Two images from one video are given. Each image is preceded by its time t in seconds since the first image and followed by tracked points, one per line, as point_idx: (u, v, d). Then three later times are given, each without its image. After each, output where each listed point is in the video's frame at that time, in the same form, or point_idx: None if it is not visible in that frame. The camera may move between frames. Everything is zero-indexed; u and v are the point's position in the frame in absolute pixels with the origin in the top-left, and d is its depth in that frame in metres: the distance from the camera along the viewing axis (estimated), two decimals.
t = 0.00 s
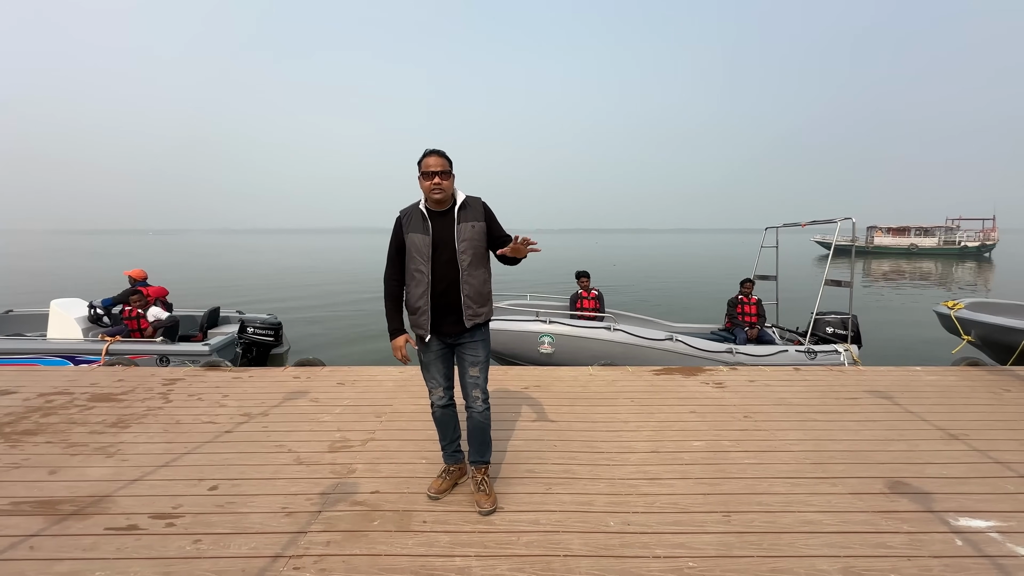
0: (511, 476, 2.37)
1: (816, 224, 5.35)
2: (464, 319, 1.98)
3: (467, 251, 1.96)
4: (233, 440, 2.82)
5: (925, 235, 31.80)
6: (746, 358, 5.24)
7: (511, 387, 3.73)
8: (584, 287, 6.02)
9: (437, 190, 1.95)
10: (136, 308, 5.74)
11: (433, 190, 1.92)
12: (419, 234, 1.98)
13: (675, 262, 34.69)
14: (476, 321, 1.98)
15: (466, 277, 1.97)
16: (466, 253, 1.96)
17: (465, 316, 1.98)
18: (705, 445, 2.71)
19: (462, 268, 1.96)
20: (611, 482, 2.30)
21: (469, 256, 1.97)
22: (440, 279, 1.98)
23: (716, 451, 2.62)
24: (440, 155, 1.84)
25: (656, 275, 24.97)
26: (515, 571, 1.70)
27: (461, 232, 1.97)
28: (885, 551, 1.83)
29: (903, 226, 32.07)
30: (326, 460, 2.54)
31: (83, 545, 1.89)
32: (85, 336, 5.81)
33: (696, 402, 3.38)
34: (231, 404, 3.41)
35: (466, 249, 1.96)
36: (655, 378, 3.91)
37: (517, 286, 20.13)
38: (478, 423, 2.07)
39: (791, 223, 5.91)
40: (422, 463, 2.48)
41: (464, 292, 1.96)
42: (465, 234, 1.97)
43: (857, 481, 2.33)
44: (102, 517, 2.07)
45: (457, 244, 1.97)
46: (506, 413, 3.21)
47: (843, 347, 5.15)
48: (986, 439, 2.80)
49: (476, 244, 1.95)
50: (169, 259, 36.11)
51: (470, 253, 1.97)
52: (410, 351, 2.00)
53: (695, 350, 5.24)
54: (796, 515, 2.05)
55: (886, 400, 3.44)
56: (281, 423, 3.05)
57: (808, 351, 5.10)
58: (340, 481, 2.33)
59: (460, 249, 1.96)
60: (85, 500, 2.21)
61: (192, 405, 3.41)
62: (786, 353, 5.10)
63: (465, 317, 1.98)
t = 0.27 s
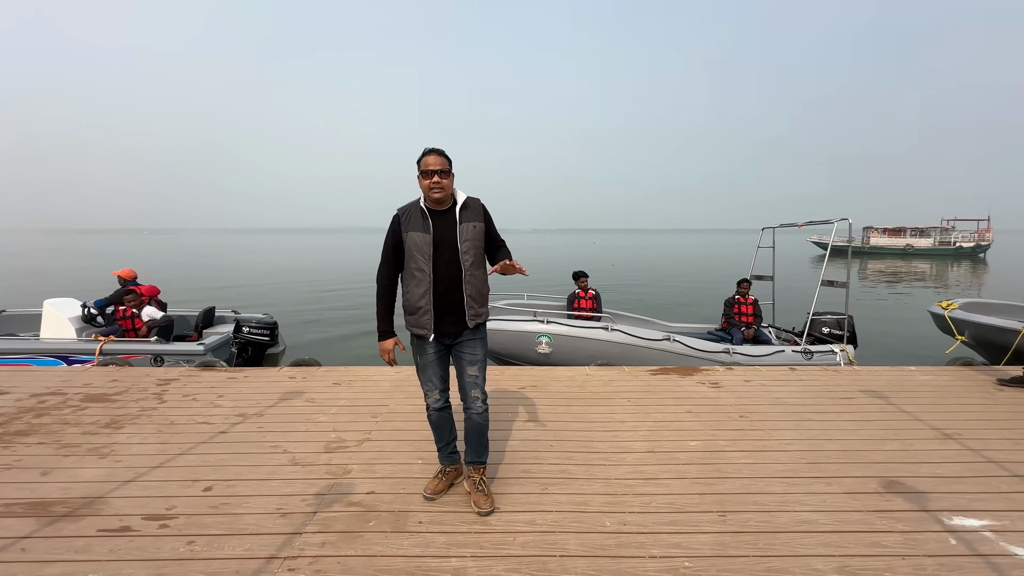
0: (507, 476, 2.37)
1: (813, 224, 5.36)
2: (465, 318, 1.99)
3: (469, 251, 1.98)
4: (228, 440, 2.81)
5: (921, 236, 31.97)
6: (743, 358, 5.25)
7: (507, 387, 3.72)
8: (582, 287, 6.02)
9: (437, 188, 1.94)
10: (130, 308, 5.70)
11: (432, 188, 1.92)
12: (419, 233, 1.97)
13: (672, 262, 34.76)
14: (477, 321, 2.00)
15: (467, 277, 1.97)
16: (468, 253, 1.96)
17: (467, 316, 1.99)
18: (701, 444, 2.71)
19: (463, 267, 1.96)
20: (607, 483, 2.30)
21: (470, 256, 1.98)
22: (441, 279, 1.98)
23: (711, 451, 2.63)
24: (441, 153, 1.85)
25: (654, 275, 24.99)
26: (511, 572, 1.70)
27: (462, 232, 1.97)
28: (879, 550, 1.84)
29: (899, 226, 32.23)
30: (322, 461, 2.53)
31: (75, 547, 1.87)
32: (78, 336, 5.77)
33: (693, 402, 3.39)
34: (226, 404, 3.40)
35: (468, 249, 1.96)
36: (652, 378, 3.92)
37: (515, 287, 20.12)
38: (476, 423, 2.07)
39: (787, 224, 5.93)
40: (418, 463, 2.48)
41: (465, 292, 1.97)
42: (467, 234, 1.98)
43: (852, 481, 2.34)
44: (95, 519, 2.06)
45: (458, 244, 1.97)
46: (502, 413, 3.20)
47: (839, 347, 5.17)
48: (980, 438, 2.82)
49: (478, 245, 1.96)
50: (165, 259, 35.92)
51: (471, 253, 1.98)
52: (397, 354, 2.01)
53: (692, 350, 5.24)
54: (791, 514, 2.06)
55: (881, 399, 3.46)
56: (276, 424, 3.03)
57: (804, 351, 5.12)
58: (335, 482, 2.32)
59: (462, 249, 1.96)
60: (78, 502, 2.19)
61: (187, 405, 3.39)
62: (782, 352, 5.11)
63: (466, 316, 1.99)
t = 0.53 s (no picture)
0: (503, 476, 2.37)
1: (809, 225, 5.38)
2: (462, 321, 1.98)
3: (468, 253, 1.97)
4: (223, 441, 2.80)
5: (917, 236, 32.10)
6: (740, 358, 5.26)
7: (504, 387, 3.72)
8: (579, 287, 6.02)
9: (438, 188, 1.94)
10: (124, 308, 5.68)
11: (433, 187, 1.92)
12: (418, 233, 1.97)
13: (669, 262, 34.82)
14: (473, 324, 1.99)
15: (465, 279, 1.96)
16: (466, 254, 1.96)
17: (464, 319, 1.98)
18: (696, 444, 2.72)
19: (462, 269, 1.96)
20: (603, 483, 2.31)
21: (469, 257, 1.97)
22: (438, 280, 1.97)
23: (707, 451, 2.63)
24: (443, 153, 1.85)
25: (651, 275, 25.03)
26: (506, 572, 1.70)
27: (462, 233, 1.97)
28: (873, 549, 1.85)
29: (895, 227, 32.39)
30: (317, 461, 2.53)
31: (68, 549, 1.86)
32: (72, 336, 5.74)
33: (688, 402, 3.40)
34: (221, 405, 3.38)
35: (467, 251, 1.96)
36: (648, 378, 3.92)
37: (512, 287, 20.11)
38: (473, 428, 2.04)
39: (784, 225, 5.95)
40: (413, 464, 2.47)
41: (463, 294, 1.97)
42: (466, 235, 1.97)
43: (847, 480, 2.35)
44: (88, 521, 2.04)
45: (457, 245, 1.96)
46: (499, 413, 3.20)
47: (835, 347, 5.18)
48: (973, 438, 2.83)
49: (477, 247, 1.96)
50: (160, 259, 35.71)
51: (470, 254, 1.97)
52: (395, 354, 2.00)
53: (689, 350, 5.26)
54: (786, 514, 2.06)
55: (875, 399, 3.47)
56: (271, 424, 3.02)
57: (800, 351, 5.14)
58: (330, 482, 2.31)
59: (460, 251, 1.95)
60: (71, 503, 2.18)
61: (182, 406, 3.38)
62: (778, 353, 5.13)
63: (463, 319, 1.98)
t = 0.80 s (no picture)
0: (501, 476, 2.37)
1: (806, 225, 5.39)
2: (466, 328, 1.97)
3: (475, 257, 1.96)
4: (220, 442, 2.79)
5: (914, 236, 32.19)
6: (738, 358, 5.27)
7: (501, 387, 3.73)
8: (578, 287, 6.03)
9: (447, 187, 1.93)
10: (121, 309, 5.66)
11: (443, 187, 1.91)
12: (424, 234, 1.96)
13: (667, 262, 34.88)
14: (477, 332, 1.97)
15: (470, 285, 1.95)
16: (473, 259, 1.95)
17: (468, 326, 1.97)
18: (693, 444, 2.73)
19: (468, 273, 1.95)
20: (600, 482, 2.31)
21: (475, 262, 1.96)
22: (442, 284, 1.97)
23: (704, 451, 2.64)
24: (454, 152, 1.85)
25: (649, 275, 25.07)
26: (503, 572, 1.70)
27: (470, 236, 1.96)
28: (869, 548, 1.86)
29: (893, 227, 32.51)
30: (314, 462, 2.52)
31: (65, 550, 1.85)
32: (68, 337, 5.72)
33: (686, 402, 3.40)
34: (218, 405, 3.38)
35: (474, 254, 1.95)
36: (645, 378, 3.93)
37: (511, 287, 20.12)
38: (473, 439, 2.02)
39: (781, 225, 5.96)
40: (411, 464, 2.48)
41: (468, 300, 1.96)
42: (474, 238, 1.96)
43: (843, 479, 2.35)
44: (84, 522, 2.04)
45: (465, 249, 1.95)
46: (496, 413, 3.21)
47: (832, 347, 5.20)
48: (969, 437, 2.85)
49: (484, 250, 1.95)
50: (158, 259, 35.60)
51: (476, 258, 1.96)
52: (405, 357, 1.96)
53: (687, 350, 5.27)
54: (782, 513, 2.07)
55: (872, 399, 3.49)
56: (268, 425, 3.02)
57: (798, 351, 5.15)
58: (328, 483, 2.31)
59: (467, 255, 1.95)
60: (67, 504, 2.17)
61: (179, 406, 3.37)
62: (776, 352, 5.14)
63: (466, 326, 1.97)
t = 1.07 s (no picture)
0: (500, 476, 2.38)
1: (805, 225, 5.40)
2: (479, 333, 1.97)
3: (493, 260, 1.95)
4: (219, 442, 2.79)
5: (914, 236, 32.22)
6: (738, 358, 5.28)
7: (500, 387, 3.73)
8: (578, 287, 6.04)
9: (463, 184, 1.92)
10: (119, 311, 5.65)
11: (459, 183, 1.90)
12: (438, 233, 1.96)
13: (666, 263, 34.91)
14: (497, 337, 1.98)
15: (488, 288, 1.96)
16: (491, 262, 1.95)
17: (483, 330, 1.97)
18: (692, 444, 2.73)
19: (485, 276, 1.95)
20: (599, 482, 2.31)
21: (493, 265, 1.96)
22: (453, 286, 1.97)
23: (702, 451, 2.65)
24: (471, 147, 1.86)
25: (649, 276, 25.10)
26: (503, 572, 1.70)
27: (488, 238, 1.96)
28: (866, 547, 1.86)
29: (892, 227, 32.58)
30: (313, 462, 2.53)
31: (64, 551, 1.85)
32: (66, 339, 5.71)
33: (685, 402, 3.41)
34: (217, 406, 3.38)
35: (492, 257, 1.95)
36: (644, 378, 3.94)
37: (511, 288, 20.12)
38: (481, 444, 2.02)
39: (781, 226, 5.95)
40: (410, 464, 2.48)
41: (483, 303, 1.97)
42: (492, 241, 1.97)
43: (841, 479, 2.36)
44: (83, 522, 2.04)
45: (481, 251, 1.96)
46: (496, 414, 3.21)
47: (831, 347, 5.21)
48: (966, 436, 2.86)
49: (501, 252, 1.95)
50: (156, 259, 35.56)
51: (494, 261, 1.96)
52: (407, 360, 1.98)
53: (687, 351, 5.28)
54: (780, 512, 2.08)
55: (870, 398, 3.50)
56: (267, 425, 3.02)
57: (797, 351, 5.16)
58: (327, 483, 2.32)
59: (484, 257, 1.95)
60: (66, 505, 2.17)
61: (178, 407, 3.37)
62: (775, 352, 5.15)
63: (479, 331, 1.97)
